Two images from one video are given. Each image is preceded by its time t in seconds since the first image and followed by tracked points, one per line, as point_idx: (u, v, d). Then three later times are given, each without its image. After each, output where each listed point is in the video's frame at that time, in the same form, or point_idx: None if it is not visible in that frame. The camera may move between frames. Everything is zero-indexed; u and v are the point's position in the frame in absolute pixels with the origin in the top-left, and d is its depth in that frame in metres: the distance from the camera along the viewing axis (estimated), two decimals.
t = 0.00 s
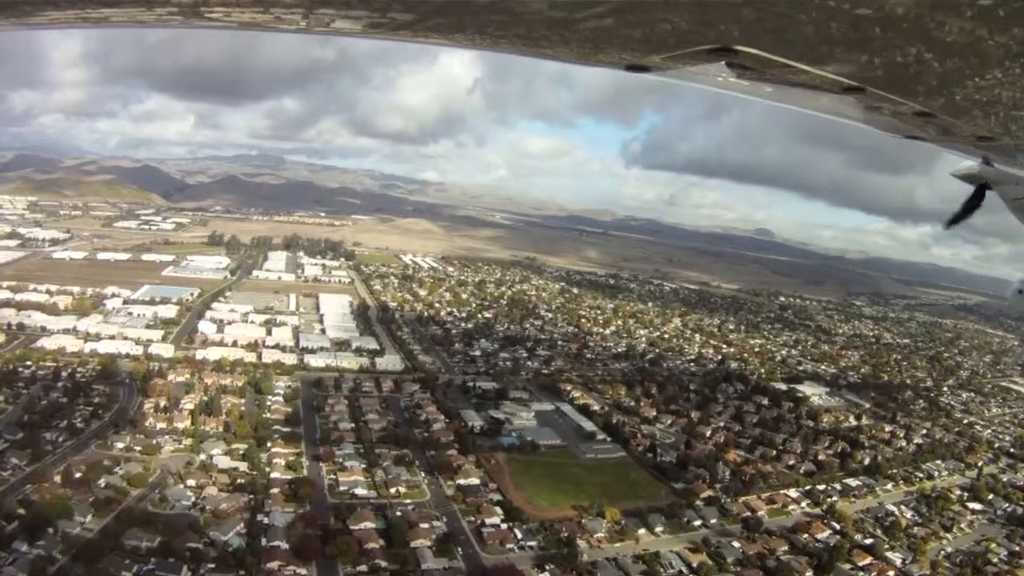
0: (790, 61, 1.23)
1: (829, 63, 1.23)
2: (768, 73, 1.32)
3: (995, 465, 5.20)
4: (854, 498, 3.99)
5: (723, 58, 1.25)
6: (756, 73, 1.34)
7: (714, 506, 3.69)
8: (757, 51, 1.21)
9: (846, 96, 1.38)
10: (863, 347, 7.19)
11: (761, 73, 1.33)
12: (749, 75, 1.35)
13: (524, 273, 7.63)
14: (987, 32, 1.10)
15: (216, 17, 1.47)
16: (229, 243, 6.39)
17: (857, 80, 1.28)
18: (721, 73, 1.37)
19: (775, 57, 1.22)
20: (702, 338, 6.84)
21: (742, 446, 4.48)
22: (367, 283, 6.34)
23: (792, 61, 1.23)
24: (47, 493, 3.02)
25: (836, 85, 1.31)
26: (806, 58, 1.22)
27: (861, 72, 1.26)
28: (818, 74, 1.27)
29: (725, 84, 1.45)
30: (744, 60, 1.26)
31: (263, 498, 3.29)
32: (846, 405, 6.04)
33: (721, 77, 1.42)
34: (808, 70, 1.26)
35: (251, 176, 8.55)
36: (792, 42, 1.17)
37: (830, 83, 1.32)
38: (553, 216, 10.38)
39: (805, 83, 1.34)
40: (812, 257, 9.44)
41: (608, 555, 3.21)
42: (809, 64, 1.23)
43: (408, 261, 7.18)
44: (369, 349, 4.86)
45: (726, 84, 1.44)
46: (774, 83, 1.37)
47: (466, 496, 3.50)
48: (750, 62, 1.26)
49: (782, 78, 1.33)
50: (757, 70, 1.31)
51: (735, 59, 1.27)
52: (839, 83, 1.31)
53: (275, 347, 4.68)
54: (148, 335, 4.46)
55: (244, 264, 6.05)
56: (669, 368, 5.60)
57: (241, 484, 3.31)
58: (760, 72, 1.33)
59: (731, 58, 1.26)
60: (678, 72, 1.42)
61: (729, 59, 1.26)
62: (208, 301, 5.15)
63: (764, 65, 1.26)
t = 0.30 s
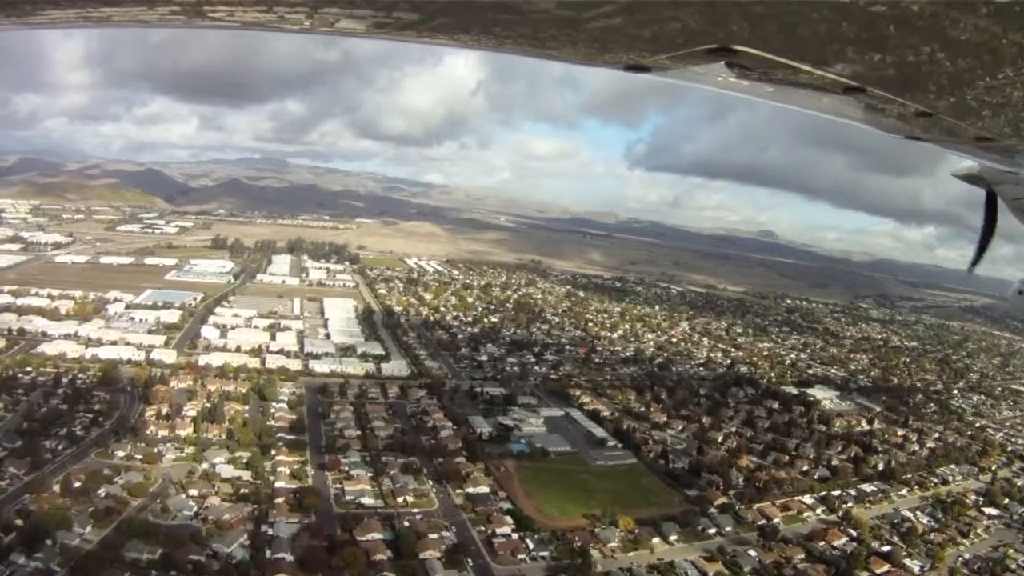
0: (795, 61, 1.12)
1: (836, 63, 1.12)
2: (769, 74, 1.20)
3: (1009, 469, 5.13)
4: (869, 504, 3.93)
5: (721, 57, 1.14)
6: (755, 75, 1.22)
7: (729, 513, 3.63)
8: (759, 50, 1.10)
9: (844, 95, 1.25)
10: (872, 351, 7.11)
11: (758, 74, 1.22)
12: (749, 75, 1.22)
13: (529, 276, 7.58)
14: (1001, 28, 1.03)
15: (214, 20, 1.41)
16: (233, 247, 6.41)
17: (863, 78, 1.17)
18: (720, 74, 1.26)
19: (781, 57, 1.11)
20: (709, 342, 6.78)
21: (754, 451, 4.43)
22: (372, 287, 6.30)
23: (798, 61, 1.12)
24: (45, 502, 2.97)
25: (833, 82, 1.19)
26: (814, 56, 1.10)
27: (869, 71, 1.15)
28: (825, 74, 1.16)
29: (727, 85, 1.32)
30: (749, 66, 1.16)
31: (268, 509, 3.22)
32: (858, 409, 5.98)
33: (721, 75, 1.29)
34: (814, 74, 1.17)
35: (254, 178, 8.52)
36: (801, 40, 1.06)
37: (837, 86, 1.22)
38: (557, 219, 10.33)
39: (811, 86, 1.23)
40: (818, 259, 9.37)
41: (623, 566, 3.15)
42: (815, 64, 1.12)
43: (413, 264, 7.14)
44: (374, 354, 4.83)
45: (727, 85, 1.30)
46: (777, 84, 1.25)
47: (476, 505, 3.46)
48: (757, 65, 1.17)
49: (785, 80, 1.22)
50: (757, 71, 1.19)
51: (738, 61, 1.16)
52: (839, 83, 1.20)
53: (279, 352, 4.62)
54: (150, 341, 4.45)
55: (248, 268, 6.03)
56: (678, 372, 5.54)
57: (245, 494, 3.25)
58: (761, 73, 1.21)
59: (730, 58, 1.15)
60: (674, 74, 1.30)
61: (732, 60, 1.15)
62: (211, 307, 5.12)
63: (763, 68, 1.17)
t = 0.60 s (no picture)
0: (808, 62, 1.24)
1: (849, 66, 1.23)
2: (782, 75, 1.32)
3: None
4: (886, 504, 3.86)
5: (723, 58, 1.27)
6: (766, 74, 1.33)
7: (745, 515, 3.57)
8: (775, 53, 1.22)
9: (842, 95, 1.39)
10: (881, 346, 7.06)
11: (765, 74, 1.34)
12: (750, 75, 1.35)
13: (535, 274, 7.53)
14: (1016, 35, 1.11)
15: (224, 18, 1.42)
16: (236, 246, 6.36)
17: (871, 80, 1.29)
18: (722, 74, 1.37)
19: (794, 59, 1.23)
20: (717, 339, 6.72)
21: (767, 450, 4.38)
22: (377, 286, 6.27)
23: (810, 62, 1.24)
24: (45, 512, 2.97)
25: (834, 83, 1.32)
26: (826, 58, 1.22)
27: (875, 74, 1.27)
28: (833, 75, 1.28)
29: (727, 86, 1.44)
30: (762, 67, 1.28)
31: (274, 517, 3.16)
32: (870, 406, 5.92)
33: (722, 76, 1.41)
34: (824, 76, 1.29)
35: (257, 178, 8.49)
36: (817, 45, 1.17)
37: (846, 87, 1.34)
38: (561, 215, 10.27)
39: (822, 85, 1.34)
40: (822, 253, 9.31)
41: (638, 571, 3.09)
42: (827, 66, 1.24)
43: (417, 262, 7.11)
44: (380, 355, 4.78)
45: (727, 85, 1.43)
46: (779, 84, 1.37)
47: (486, 511, 3.40)
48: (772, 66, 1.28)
49: (795, 80, 1.33)
50: (761, 70, 1.31)
51: (754, 61, 1.27)
52: (840, 84, 1.33)
53: (284, 354, 4.56)
54: (151, 342, 4.42)
55: (251, 268, 5.99)
56: (688, 370, 5.49)
57: (249, 501, 3.19)
58: (768, 73, 1.33)
59: (731, 58, 1.27)
60: (679, 74, 1.42)
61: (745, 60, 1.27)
62: (214, 308, 5.08)
63: (776, 68, 1.28)
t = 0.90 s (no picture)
0: (827, 67, 1.28)
1: (860, 70, 1.28)
2: (796, 76, 1.35)
3: None
4: (907, 505, 3.77)
5: (722, 58, 1.31)
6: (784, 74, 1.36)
7: (765, 518, 3.51)
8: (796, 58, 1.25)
9: (845, 93, 1.42)
10: (893, 343, 6.95)
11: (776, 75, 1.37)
12: (756, 75, 1.39)
13: (542, 273, 7.48)
14: None
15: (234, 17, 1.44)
16: (241, 249, 6.33)
17: (885, 85, 1.33)
18: (723, 73, 1.42)
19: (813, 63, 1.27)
20: (729, 336, 6.64)
21: (784, 451, 4.31)
22: (384, 286, 6.23)
23: (830, 67, 1.28)
24: (47, 524, 3.02)
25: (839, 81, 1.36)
26: (845, 63, 1.27)
27: (888, 77, 1.30)
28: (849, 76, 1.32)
29: (730, 83, 1.49)
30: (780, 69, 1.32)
31: (285, 526, 3.11)
32: (885, 403, 5.84)
33: (724, 75, 1.45)
34: (835, 79, 1.33)
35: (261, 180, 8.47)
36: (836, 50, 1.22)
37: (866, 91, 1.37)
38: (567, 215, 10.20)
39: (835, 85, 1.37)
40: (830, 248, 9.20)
41: None
42: (841, 70, 1.29)
43: (425, 263, 7.08)
44: (389, 357, 4.72)
45: (732, 83, 1.48)
46: (780, 85, 1.42)
47: (502, 518, 3.36)
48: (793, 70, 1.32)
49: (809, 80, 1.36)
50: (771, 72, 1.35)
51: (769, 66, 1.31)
52: (842, 85, 1.37)
53: (291, 358, 4.51)
54: (157, 347, 4.38)
55: (257, 270, 5.96)
56: (701, 369, 5.43)
57: (257, 512, 3.13)
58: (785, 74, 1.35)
59: (731, 59, 1.30)
60: (680, 73, 1.48)
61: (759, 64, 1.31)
62: (219, 312, 5.05)
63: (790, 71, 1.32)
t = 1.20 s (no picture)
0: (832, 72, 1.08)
1: (879, 79, 1.10)
2: (798, 77, 1.12)
3: None
4: (930, 501, 3.70)
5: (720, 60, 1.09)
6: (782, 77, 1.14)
7: (788, 517, 3.44)
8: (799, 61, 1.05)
9: (853, 98, 1.22)
10: (908, 336, 6.82)
11: (773, 77, 1.14)
12: (752, 75, 1.15)
13: (552, 269, 7.43)
14: None
15: (240, 19, 1.29)
16: (250, 249, 6.36)
17: (903, 94, 1.15)
18: (719, 74, 1.18)
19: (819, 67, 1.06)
20: (742, 332, 6.58)
21: (804, 447, 4.24)
22: (393, 286, 6.20)
23: (837, 70, 1.07)
24: (55, 535, 2.82)
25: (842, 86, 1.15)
26: (854, 69, 1.06)
27: (903, 87, 1.12)
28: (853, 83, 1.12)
29: (726, 83, 1.24)
30: (780, 71, 1.09)
31: (297, 533, 3.05)
32: (902, 398, 5.74)
33: (721, 77, 1.23)
34: (843, 85, 1.13)
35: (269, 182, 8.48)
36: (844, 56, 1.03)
37: (887, 103, 1.21)
38: (575, 211, 10.15)
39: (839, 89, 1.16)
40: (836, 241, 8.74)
41: None
42: (851, 80, 1.11)
43: (434, 261, 7.08)
44: (400, 357, 4.71)
45: (726, 83, 1.24)
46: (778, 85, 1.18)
47: (520, 521, 3.26)
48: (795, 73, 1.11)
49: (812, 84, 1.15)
50: (771, 73, 1.12)
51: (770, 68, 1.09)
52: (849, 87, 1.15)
53: (301, 359, 4.52)
54: (165, 351, 4.35)
55: (266, 271, 5.98)
56: (716, 365, 5.36)
57: (270, 518, 3.10)
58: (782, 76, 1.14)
59: (730, 59, 1.08)
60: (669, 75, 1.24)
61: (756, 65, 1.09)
62: (228, 313, 5.06)
63: (789, 74, 1.10)
